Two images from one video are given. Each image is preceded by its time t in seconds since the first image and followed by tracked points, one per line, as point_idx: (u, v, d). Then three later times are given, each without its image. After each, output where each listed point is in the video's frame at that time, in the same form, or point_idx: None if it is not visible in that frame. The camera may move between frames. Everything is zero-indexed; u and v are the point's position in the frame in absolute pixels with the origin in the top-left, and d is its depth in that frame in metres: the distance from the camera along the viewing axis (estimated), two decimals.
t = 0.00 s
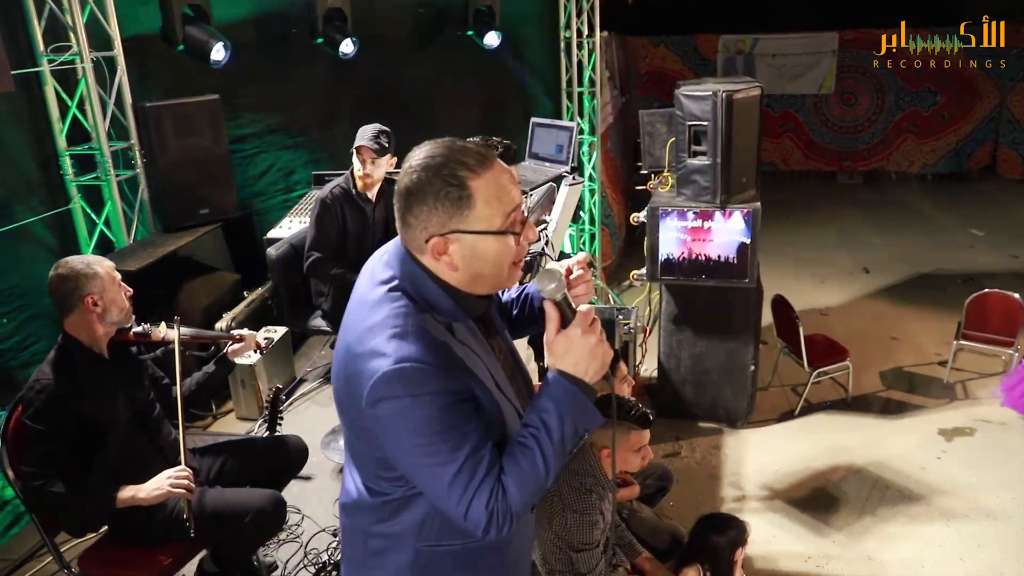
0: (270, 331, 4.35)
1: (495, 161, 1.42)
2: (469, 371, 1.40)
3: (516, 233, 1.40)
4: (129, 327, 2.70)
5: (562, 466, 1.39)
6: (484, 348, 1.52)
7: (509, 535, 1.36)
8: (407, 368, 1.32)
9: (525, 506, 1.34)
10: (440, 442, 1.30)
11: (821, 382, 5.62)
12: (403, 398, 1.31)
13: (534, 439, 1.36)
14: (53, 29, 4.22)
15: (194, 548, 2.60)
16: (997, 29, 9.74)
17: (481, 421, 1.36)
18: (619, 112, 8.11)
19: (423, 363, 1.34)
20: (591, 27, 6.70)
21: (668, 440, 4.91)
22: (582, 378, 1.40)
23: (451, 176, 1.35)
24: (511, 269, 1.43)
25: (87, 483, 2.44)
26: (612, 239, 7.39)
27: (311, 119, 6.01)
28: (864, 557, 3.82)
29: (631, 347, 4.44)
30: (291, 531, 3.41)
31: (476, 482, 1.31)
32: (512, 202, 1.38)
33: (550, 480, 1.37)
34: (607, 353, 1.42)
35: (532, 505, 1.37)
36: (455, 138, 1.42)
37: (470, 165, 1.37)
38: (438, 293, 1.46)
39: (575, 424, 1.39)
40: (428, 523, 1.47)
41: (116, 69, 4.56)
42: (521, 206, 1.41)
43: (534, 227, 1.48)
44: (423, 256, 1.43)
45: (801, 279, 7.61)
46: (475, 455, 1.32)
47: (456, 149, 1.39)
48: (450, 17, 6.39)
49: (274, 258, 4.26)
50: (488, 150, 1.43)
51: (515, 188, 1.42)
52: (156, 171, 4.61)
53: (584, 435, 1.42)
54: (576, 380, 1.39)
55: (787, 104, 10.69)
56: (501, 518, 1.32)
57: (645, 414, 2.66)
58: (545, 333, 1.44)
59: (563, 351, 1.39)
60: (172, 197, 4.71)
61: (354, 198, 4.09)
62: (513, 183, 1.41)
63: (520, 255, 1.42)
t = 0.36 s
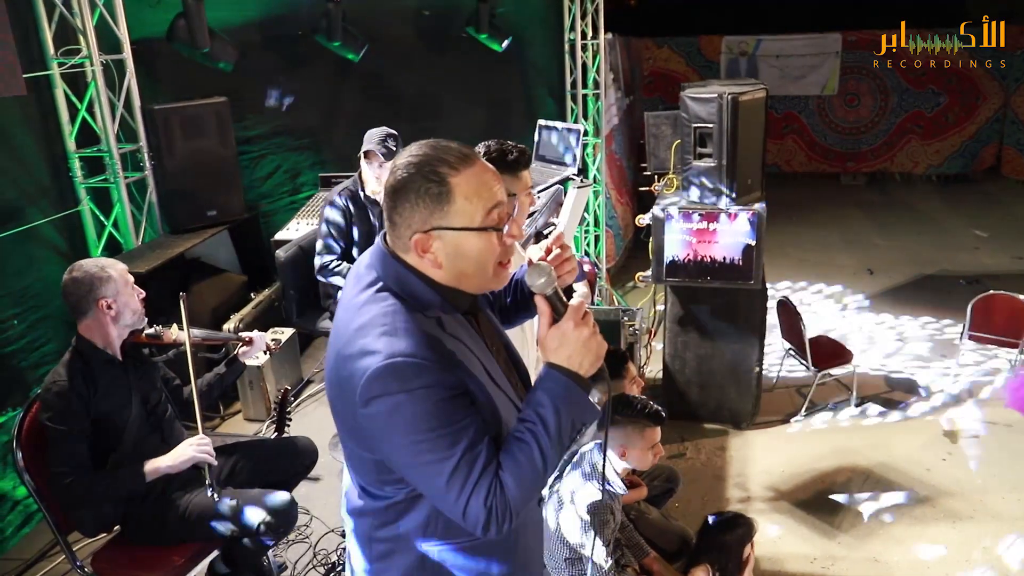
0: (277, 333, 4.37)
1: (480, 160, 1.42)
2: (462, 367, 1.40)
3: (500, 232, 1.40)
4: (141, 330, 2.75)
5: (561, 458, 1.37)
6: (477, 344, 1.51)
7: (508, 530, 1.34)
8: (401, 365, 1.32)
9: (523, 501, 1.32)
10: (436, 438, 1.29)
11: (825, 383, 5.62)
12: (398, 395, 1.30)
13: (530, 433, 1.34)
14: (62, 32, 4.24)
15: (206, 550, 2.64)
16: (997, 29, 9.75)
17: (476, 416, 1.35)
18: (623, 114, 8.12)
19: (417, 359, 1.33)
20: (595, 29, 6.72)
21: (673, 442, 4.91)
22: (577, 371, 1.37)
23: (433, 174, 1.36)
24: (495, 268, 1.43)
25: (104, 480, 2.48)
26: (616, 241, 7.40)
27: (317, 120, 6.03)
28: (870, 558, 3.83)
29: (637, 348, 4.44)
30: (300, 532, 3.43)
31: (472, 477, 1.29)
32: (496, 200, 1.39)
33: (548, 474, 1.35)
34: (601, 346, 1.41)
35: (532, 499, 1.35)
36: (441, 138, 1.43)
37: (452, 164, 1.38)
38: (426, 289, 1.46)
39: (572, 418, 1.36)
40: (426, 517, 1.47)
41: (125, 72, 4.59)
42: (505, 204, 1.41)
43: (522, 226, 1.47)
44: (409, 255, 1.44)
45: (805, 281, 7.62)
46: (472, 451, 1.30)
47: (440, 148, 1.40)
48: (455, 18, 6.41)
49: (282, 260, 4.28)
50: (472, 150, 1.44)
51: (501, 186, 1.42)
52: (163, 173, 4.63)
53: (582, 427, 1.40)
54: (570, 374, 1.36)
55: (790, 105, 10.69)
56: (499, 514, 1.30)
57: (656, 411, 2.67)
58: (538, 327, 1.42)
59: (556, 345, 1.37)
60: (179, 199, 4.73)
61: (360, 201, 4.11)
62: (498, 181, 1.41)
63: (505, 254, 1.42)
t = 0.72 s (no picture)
0: (283, 333, 4.41)
1: (481, 159, 1.46)
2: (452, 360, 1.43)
3: (496, 227, 1.42)
4: (148, 329, 2.83)
5: (545, 455, 1.39)
6: (470, 341, 1.55)
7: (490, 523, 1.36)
8: (390, 354, 1.34)
9: (507, 494, 1.34)
10: (422, 427, 1.31)
11: (829, 382, 5.63)
12: (386, 383, 1.33)
13: (516, 429, 1.36)
14: (70, 36, 4.28)
15: (211, 546, 2.67)
16: (997, 29, 9.75)
17: (463, 408, 1.37)
18: (627, 114, 8.14)
19: (406, 349, 1.36)
20: (598, 30, 6.75)
21: (676, 441, 4.93)
22: (566, 371, 1.40)
23: (437, 165, 1.40)
24: (490, 263, 1.45)
25: (113, 476, 2.51)
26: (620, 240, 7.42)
27: (322, 122, 6.07)
28: (872, 557, 3.84)
29: (641, 348, 4.46)
30: (305, 530, 3.46)
31: (456, 468, 1.31)
32: (495, 195, 1.41)
33: (532, 470, 1.37)
34: (589, 345, 1.43)
35: (516, 493, 1.36)
36: (448, 136, 1.47)
37: (456, 158, 1.42)
38: (421, 283, 1.50)
39: (558, 415, 1.39)
40: (413, 509, 1.49)
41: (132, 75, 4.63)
42: (504, 201, 1.43)
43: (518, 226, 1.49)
44: (408, 246, 1.47)
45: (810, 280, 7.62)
46: (457, 442, 1.33)
47: (445, 143, 1.44)
48: (460, 20, 6.45)
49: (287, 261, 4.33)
50: (476, 149, 1.47)
51: (500, 184, 1.45)
52: (170, 175, 4.68)
53: (569, 426, 1.42)
54: (558, 372, 1.39)
55: (794, 105, 10.68)
56: (481, 506, 1.32)
57: (657, 409, 2.70)
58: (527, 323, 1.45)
59: (546, 341, 1.40)
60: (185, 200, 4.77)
61: (366, 203, 4.15)
62: (497, 179, 1.44)
63: (500, 251, 1.44)
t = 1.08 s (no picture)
0: (283, 330, 4.45)
1: (472, 158, 1.48)
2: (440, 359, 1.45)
3: (484, 228, 1.44)
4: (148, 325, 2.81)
5: (533, 454, 1.40)
6: (461, 341, 1.57)
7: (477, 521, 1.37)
8: (376, 354, 1.37)
9: (493, 492, 1.35)
10: (407, 425, 1.34)
11: (829, 383, 5.65)
12: (372, 382, 1.36)
13: (502, 427, 1.38)
14: (73, 35, 4.32)
15: (209, 541, 2.70)
16: (997, 29, 9.77)
17: (450, 407, 1.39)
18: (630, 115, 8.16)
19: (392, 349, 1.39)
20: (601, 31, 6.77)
21: (675, 441, 4.95)
22: (553, 368, 1.41)
23: (423, 163, 1.43)
24: (477, 264, 1.47)
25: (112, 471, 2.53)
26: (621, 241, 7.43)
27: (325, 122, 6.10)
28: (870, 557, 3.85)
29: (639, 347, 4.47)
30: (303, 526, 3.48)
31: (442, 467, 1.33)
32: (482, 195, 1.43)
33: (520, 468, 1.38)
34: (578, 343, 1.44)
35: (503, 491, 1.38)
36: (439, 135, 1.49)
37: (444, 157, 1.43)
38: (412, 283, 1.53)
39: (545, 414, 1.40)
40: (403, 506, 1.52)
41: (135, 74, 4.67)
42: (493, 201, 1.45)
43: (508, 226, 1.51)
44: (397, 244, 1.50)
45: (811, 282, 7.63)
46: (443, 441, 1.35)
47: (433, 142, 1.46)
48: (462, 21, 6.48)
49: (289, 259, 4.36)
50: (468, 149, 1.49)
51: (490, 184, 1.46)
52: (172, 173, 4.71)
53: (557, 425, 1.43)
54: (545, 371, 1.41)
55: (797, 106, 10.69)
56: (468, 504, 1.34)
57: (651, 407, 2.72)
58: (515, 320, 1.46)
59: (533, 339, 1.41)
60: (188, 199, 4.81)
61: (365, 202, 4.18)
62: (486, 179, 1.46)
63: (487, 252, 1.46)
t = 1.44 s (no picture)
0: (291, 331, 4.50)
1: (505, 173, 1.51)
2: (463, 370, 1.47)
3: (515, 242, 1.47)
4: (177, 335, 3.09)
5: (552, 469, 1.42)
6: (485, 353, 1.60)
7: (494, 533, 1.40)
8: (402, 365, 1.40)
9: (512, 506, 1.37)
10: (431, 436, 1.36)
11: (832, 385, 5.67)
12: (398, 392, 1.38)
13: (523, 441, 1.40)
14: (83, 38, 4.35)
15: (219, 541, 2.73)
16: (997, 30, 9.82)
17: (472, 420, 1.42)
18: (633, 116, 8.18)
19: (419, 359, 1.41)
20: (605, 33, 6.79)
21: (679, 442, 4.97)
22: (577, 386, 1.45)
23: (458, 177, 1.46)
24: (506, 277, 1.50)
25: (129, 471, 2.56)
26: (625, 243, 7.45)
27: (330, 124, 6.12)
28: (873, 558, 3.87)
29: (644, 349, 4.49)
30: (311, 526, 3.51)
31: (463, 479, 1.36)
32: (515, 210, 1.46)
33: (538, 483, 1.40)
34: (602, 360, 1.48)
35: (521, 505, 1.40)
36: (472, 149, 1.53)
37: (478, 171, 1.47)
38: (440, 296, 1.55)
39: (566, 429, 1.43)
40: (421, 514, 1.54)
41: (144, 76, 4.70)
42: (525, 216, 1.48)
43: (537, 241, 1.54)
44: (428, 255, 1.53)
45: (814, 283, 7.65)
46: (464, 453, 1.37)
47: (468, 156, 1.50)
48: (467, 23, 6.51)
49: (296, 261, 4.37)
50: (501, 163, 1.52)
51: (522, 201, 1.50)
52: (180, 175, 4.75)
53: (577, 441, 1.46)
54: (568, 388, 1.44)
55: (800, 108, 10.70)
56: (487, 517, 1.36)
57: (659, 410, 2.74)
58: (542, 337, 1.51)
59: (559, 356, 1.45)
60: (196, 201, 4.84)
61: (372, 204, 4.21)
62: (518, 195, 1.50)
63: (517, 266, 1.49)
